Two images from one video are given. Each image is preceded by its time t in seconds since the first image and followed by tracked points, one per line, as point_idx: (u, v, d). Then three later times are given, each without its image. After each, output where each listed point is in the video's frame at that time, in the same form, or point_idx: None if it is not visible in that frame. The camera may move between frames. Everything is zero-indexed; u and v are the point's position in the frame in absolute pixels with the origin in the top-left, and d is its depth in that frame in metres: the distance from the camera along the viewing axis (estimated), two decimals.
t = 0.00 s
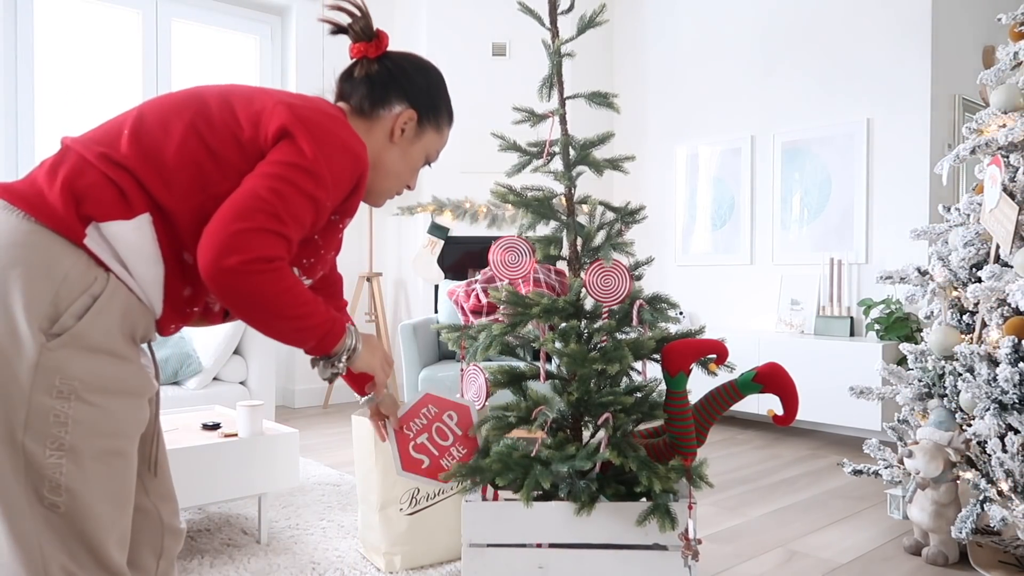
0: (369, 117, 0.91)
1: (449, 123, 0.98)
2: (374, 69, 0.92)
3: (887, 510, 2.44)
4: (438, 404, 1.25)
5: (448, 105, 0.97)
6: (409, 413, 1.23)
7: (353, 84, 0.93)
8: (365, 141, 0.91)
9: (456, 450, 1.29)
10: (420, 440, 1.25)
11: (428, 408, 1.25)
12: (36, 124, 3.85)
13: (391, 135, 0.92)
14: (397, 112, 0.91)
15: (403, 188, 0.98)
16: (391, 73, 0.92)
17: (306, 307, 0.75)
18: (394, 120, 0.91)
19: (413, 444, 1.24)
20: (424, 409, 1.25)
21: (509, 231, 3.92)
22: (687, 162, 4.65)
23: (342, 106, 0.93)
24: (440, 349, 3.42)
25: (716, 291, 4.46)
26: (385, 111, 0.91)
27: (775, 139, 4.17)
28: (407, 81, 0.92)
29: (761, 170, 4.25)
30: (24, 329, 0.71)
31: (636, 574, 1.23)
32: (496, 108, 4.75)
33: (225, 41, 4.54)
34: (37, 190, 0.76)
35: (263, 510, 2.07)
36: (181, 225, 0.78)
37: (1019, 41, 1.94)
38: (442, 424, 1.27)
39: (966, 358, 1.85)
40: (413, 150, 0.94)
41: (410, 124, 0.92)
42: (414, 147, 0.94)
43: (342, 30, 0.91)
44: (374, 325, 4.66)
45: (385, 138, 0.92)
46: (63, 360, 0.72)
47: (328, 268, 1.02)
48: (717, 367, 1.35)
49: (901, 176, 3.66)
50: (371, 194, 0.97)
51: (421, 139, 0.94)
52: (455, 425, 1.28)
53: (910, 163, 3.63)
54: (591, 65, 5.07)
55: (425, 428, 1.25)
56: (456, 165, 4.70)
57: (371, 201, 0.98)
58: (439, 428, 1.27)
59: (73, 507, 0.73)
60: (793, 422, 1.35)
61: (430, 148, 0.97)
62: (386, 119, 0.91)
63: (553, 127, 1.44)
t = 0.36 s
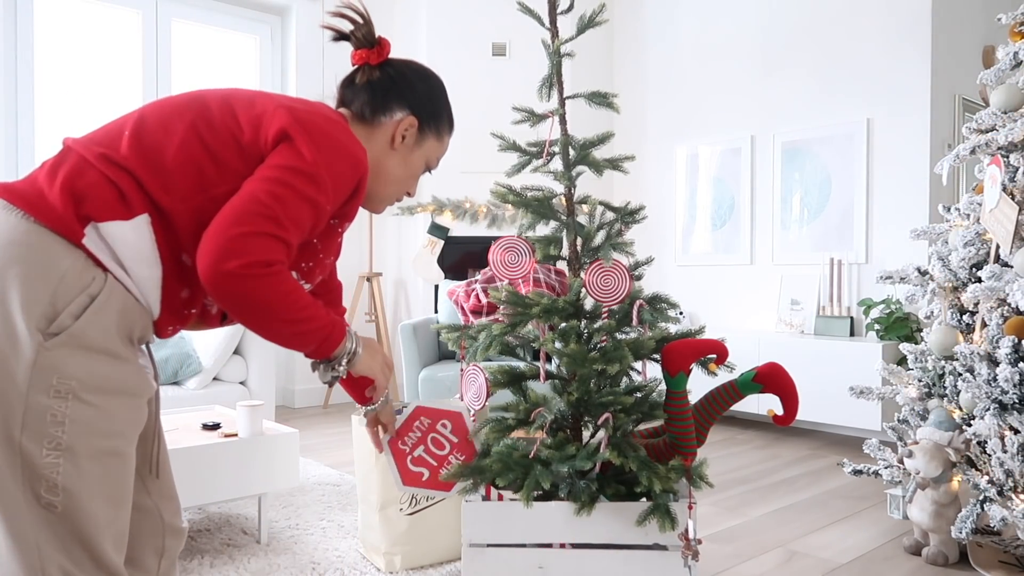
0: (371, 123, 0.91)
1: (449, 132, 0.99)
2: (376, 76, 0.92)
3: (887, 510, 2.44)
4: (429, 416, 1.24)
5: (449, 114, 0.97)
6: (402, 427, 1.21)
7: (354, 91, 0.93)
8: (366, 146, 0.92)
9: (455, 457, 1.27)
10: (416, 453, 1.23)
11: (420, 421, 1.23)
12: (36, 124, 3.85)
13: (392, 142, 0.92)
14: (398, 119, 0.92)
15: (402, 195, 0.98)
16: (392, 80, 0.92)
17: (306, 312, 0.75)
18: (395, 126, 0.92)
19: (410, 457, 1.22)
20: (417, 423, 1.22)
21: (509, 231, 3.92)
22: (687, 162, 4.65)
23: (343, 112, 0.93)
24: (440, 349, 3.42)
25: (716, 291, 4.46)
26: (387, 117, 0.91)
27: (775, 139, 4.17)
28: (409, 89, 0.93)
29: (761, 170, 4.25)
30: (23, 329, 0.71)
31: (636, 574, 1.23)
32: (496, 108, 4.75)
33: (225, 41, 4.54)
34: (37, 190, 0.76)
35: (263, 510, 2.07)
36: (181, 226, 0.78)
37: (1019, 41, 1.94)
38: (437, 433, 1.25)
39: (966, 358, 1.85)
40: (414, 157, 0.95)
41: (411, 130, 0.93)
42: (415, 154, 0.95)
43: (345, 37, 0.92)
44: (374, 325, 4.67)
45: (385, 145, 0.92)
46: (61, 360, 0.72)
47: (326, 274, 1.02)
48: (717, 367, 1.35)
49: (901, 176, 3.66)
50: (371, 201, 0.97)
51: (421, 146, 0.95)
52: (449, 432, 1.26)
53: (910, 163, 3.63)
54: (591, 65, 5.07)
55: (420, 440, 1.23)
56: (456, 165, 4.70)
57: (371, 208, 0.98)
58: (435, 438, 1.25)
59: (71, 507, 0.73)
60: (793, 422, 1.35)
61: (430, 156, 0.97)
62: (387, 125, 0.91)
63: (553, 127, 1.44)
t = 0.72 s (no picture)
0: (373, 125, 0.91)
1: (451, 134, 0.99)
2: (378, 78, 0.92)
3: (886, 510, 2.44)
4: (469, 412, 1.31)
5: (450, 116, 0.97)
6: (438, 414, 1.28)
7: (356, 92, 0.93)
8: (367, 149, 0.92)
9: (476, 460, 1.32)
10: (441, 441, 1.30)
11: (458, 413, 1.30)
12: (36, 124, 3.85)
13: (393, 144, 0.92)
14: (399, 122, 0.91)
15: (403, 197, 0.99)
16: (394, 82, 0.92)
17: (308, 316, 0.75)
18: (397, 129, 0.91)
19: (435, 443, 1.30)
20: (455, 413, 1.30)
21: (509, 231, 3.92)
22: (687, 162, 4.65)
23: (345, 114, 0.93)
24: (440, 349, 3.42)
25: (716, 291, 4.46)
26: (388, 120, 0.91)
27: (775, 139, 4.17)
28: (410, 92, 0.92)
29: (761, 170, 4.25)
30: (23, 328, 0.71)
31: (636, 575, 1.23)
32: (496, 108, 4.75)
33: (225, 41, 4.53)
34: (38, 189, 0.75)
35: (263, 510, 2.07)
36: (182, 227, 0.78)
37: (1019, 41, 1.94)
38: (467, 432, 1.31)
39: (966, 358, 1.85)
40: (415, 159, 0.95)
41: (412, 133, 0.92)
42: (416, 157, 0.95)
43: (348, 39, 0.92)
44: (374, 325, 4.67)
45: (386, 147, 0.92)
46: (61, 360, 0.72)
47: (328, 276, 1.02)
48: (717, 367, 1.35)
49: (901, 176, 3.66)
50: (371, 202, 0.97)
51: (422, 149, 0.94)
52: (479, 436, 1.32)
53: (910, 163, 3.63)
54: (591, 65, 5.07)
55: (450, 432, 1.30)
56: (456, 165, 4.70)
57: (372, 209, 0.98)
58: (464, 435, 1.31)
59: (71, 507, 0.73)
60: (793, 422, 1.35)
61: (431, 159, 0.97)
62: (388, 127, 0.91)
63: (554, 127, 1.44)
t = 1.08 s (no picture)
0: (372, 126, 0.91)
1: (451, 135, 0.99)
2: (377, 78, 0.92)
3: (887, 510, 2.44)
4: (466, 413, 1.31)
5: (450, 117, 0.97)
6: (436, 415, 1.28)
7: (355, 93, 0.93)
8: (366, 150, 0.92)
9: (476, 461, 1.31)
10: (439, 444, 1.30)
11: (456, 414, 1.30)
12: (36, 123, 3.85)
13: (392, 144, 0.92)
14: (399, 122, 0.91)
15: (402, 198, 0.99)
16: (393, 82, 0.92)
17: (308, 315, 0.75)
18: (396, 129, 0.91)
19: (433, 446, 1.29)
20: (452, 415, 1.29)
21: (509, 231, 3.92)
22: (687, 162, 4.65)
23: (345, 115, 0.93)
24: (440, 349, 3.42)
25: (716, 291, 4.47)
26: (387, 120, 0.91)
27: (775, 139, 4.17)
28: (409, 92, 0.92)
29: (761, 170, 4.25)
30: (20, 329, 0.72)
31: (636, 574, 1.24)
32: (496, 108, 4.75)
33: (225, 41, 4.54)
34: (36, 190, 0.76)
35: (263, 510, 2.08)
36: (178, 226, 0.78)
37: (1019, 41, 1.94)
38: (466, 433, 1.31)
39: (966, 358, 1.85)
40: (414, 159, 0.95)
41: (412, 133, 0.92)
42: (415, 157, 0.95)
43: (347, 39, 0.92)
44: (374, 325, 4.67)
45: (385, 148, 0.92)
46: (58, 361, 0.72)
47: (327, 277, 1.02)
48: (717, 367, 1.35)
49: (901, 176, 3.67)
50: (371, 203, 0.97)
51: (422, 149, 0.95)
52: (478, 436, 1.31)
53: (910, 163, 3.63)
54: (591, 65, 5.07)
55: (448, 434, 1.30)
56: (456, 165, 4.70)
57: (372, 210, 0.98)
58: (462, 436, 1.31)
59: (67, 509, 0.73)
60: (792, 422, 1.35)
61: (431, 160, 0.97)
62: (387, 127, 0.91)
63: (553, 127, 1.44)
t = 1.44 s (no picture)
0: (389, 157, 1.00)
1: (462, 158, 1.07)
2: (393, 113, 1.01)
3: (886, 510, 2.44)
4: (467, 414, 1.32)
5: (460, 142, 1.05)
6: (437, 414, 1.31)
7: (373, 128, 1.02)
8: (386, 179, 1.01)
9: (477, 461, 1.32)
10: (442, 444, 1.32)
11: (457, 414, 1.32)
12: (36, 123, 3.85)
13: (408, 172, 1.01)
14: (413, 151, 1.00)
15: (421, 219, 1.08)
16: (407, 116, 1.00)
17: (416, 342, 0.93)
18: (411, 158, 1.00)
19: (435, 445, 1.32)
20: (453, 414, 1.31)
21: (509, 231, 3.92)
22: (687, 162, 4.65)
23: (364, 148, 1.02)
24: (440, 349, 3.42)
25: (716, 291, 4.47)
26: (402, 150, 1.00)
27: (775, 139, 4.17)
28: (422, 123, 1.01)
29: (761, 170, 4.25)
30: (123, 343, 0.83)
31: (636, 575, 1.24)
32: (496, 108, 4.75)
33: (225, 41, 4.54)
34: (126, 224, 0.85)
35: (263, 509, 2.08)
36: (259, 257, 0.90)
37: (1019, 41, 1.93)
38: (467, 433, 1.32)
39: (966, 358, 1.85)
40: (429, 184, 1.03)
41: (426, 160, 1.01)
42: (430, 181, 1.03)
43: (364, 80, 1.00)
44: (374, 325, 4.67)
45: (402, 176, 1.01)
46: (159, 366, 0.85)
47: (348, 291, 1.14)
48: (717, 367, 1.35)
49: (901, 176, 3.66)
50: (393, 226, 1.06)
51: (436, 174, 1.03)
52: (479, 436, 1.32)
53: (910, 163, 3.63)
54: (591, 65, 5.07)
55: (450, 433, 1.32)
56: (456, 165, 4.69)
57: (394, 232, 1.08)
58: (463, 436, 1.32)
59: (170, 488, 0.86)
60: (792, 422, 1.35)
61: (444, 183, 1.05)
62: (404, 157, 1.00)
63: (553, 127, 1.44)
